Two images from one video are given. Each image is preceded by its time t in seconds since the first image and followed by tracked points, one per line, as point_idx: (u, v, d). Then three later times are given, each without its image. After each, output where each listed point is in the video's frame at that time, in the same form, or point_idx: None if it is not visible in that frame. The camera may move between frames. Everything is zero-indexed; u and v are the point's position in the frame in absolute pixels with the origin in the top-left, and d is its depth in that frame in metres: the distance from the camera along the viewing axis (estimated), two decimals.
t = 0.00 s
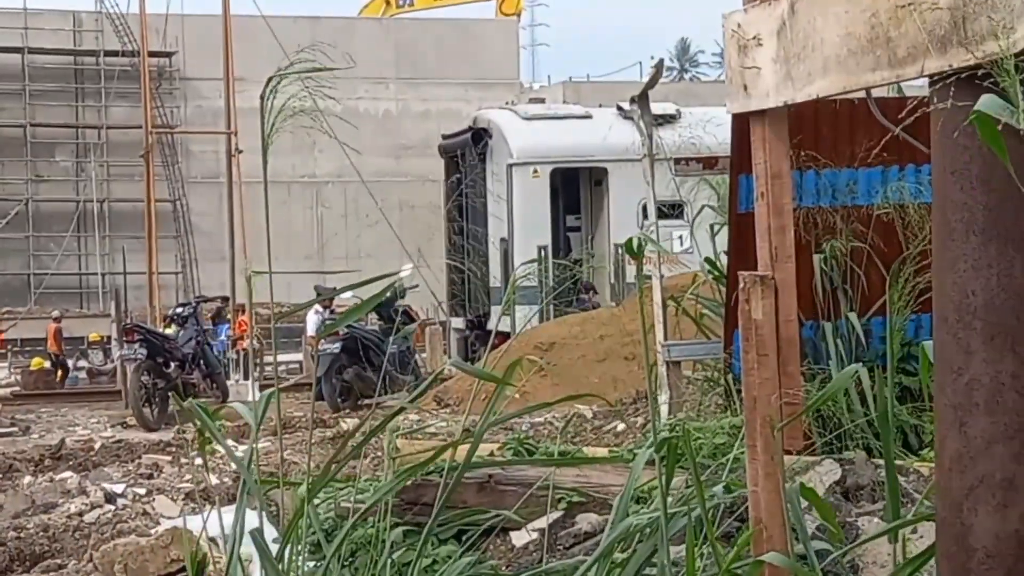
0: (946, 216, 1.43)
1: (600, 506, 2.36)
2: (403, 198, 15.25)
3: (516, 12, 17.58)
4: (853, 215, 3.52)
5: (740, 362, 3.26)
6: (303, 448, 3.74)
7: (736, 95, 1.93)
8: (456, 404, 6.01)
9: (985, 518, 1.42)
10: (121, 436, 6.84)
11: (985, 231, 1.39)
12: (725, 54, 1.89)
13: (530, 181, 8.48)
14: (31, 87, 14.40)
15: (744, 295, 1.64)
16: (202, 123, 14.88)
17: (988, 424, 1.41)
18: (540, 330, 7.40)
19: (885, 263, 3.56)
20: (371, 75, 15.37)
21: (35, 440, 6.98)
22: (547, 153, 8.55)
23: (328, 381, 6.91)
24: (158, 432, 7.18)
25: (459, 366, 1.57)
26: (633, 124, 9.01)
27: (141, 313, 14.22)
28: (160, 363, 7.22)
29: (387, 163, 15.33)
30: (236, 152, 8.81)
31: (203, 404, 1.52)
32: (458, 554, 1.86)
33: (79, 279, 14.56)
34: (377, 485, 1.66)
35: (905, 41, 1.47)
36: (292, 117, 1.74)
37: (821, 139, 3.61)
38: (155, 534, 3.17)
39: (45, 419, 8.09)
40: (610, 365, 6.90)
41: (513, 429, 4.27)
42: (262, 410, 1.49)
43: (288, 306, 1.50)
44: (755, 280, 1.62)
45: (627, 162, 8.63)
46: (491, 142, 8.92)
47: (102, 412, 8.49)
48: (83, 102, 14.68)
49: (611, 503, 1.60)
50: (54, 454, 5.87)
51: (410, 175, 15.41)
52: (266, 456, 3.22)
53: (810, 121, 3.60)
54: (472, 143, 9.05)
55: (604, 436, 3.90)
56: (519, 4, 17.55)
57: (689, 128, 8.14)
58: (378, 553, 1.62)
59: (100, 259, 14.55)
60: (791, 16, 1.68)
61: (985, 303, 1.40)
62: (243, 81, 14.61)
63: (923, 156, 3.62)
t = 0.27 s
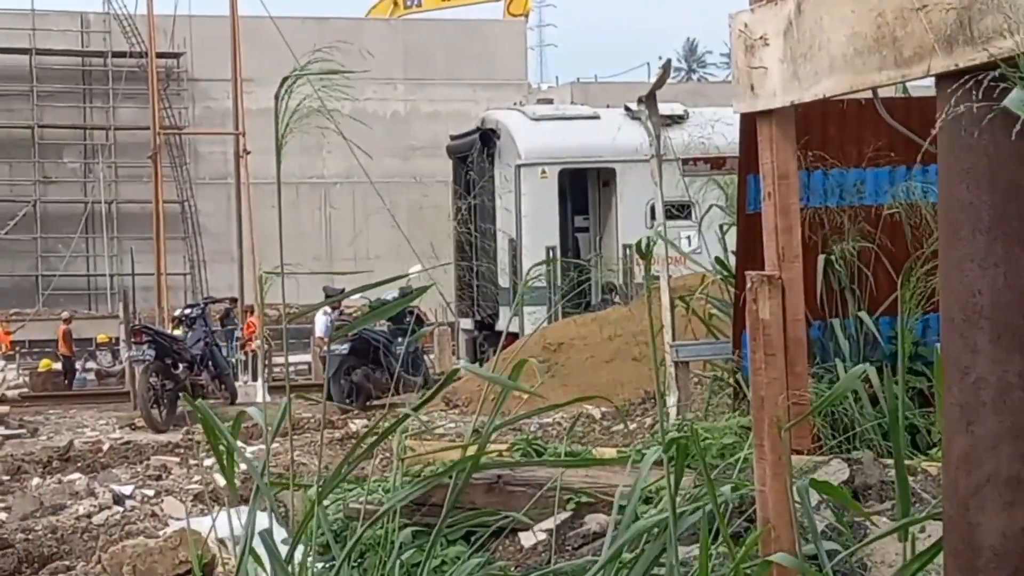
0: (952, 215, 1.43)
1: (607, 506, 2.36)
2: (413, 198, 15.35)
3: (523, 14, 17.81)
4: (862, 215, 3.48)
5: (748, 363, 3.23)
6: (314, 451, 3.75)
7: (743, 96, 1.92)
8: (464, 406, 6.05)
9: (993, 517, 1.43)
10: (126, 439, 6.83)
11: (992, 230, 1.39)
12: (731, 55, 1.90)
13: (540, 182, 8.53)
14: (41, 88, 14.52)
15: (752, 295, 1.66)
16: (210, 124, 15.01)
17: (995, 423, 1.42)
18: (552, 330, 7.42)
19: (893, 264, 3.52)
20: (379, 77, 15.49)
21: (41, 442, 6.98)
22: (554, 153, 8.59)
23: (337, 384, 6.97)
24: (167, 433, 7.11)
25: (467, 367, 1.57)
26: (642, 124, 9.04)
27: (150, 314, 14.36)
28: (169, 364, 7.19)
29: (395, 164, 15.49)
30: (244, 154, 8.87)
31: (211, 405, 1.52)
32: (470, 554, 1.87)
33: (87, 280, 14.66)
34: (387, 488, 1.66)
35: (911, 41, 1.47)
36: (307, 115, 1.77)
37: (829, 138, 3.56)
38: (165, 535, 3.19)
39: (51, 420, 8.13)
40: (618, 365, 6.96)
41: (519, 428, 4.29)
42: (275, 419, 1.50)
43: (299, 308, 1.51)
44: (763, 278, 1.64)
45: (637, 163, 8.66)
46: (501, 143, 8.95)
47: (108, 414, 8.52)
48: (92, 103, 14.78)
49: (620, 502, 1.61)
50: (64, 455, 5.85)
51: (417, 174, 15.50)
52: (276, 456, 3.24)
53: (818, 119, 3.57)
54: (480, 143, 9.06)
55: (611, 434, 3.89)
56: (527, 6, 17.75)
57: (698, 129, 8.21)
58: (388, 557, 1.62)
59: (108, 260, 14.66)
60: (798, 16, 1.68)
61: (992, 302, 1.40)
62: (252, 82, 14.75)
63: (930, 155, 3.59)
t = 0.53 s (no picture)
0: (958, 219, 1.45)
1: (617, 507, 2.38)
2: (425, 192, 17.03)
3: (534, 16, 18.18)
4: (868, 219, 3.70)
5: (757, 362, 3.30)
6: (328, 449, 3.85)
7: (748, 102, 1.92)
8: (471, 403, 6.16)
9: (998, 518, 1.45)
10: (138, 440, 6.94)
11: (994, 234, 1.42)
12: (739, 59, 1.86)
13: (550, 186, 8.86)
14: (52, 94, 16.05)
15: (759, 298, 1.63)
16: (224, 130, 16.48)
17: (1000, 424, 1.43)
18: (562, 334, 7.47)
19: (899, 266, 3.74)
20: (392, 83, 17.08)
21: (55, 445, 7.13)
22: (564, 158, 8.92)
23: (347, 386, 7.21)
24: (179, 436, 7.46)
25: (479, 369, 1.59)
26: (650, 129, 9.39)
27: (162, 316, 15.62)
28: (182, 368, 7.60)
29: (408, 169, 17.05)
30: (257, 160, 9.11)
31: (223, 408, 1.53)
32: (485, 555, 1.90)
33: (101, 285, 16.06)
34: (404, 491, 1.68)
35: (916, 46, 1.48)
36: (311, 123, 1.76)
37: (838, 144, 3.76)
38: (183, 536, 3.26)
39: (64, 425, 8.35)
40: (627, 367, 7.00)
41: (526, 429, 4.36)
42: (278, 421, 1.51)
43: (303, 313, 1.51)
44: (770, 282, 1.61)
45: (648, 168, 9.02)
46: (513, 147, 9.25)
47: (118, 418, 8.69)
48: (105, 109, 16.31)
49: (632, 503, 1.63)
50: (76, 461, 5.91)
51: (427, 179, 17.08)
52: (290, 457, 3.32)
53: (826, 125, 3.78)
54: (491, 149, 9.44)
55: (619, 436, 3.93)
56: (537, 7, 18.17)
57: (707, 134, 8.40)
58: (402, 558, 1.65)
59: (123, 264, 16.14)
60: (803, 21, 1.67)
61: (996, 304, 1.42)
62: (264, 88, 15.83)
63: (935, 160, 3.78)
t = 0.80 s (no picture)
0: (951, 222, 1.50)
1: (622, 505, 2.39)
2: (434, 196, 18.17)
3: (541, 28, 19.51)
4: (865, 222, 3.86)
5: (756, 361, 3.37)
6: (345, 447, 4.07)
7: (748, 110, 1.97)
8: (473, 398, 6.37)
9: (989, 511, 1.51)
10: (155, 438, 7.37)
11: (986, 237, 1.47)
12: (738, 67, 1.92)
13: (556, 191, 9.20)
14: (79, 104, 17.53)
15: (757, 300, 1.67)
16: (241, 139, 17.89)
17: (991, 421, 1.49)
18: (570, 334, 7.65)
19: (895, 269, 3.87)
20: (404, 92, 18.24)
21: (81, 442, 7.67)
22: (569, 165, 9.27)
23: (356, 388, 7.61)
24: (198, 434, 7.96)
25: (486, 368, 1.66)
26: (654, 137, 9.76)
27: (183, 317, 17.00)
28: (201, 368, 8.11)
29: (421, 175, 18.19)
30: (272, 166, 9.52)
31: (241, 406, 1.59)
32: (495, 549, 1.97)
33: (123, 289, 17.54)
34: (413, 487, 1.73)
35: (910, 55, 1.54)
36: (324, 133, 1.82)
37: (835, 151, 3.92)
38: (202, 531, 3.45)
39: (85, 425, 8.78)
40: (632, 367, 7.29)
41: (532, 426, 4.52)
42: (307, 416, 1.61)
43: (312, 318, 1.59)
44: (768, 284, 1.66)
45: (650, 174, 9.37)
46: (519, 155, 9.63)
47: (139, 419, 9.13)
48: (127, 117, 17.85)
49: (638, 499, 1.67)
50: (98, 456, 6.42)
51: (438, 184, 18.26)
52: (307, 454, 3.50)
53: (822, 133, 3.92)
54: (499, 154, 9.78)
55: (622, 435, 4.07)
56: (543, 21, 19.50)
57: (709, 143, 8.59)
58: (415, 554, 1.69)
59: (144, 268, 17.64)
60: (801, 32, 1.73)
61: (987, 306, 1.47)
62: (280, 98, 16.94)
63: (926, 167, 3.96)
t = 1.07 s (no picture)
0: (931, 229, 1.60)
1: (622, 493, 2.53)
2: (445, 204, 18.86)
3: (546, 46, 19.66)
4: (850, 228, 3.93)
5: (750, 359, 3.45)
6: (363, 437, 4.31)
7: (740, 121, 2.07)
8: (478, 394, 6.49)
9: (968, 501, 1.59)
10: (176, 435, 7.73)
11: (964, 241, 1.56)
12: (730, 83, 2.05)
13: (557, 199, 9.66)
14: (107, 119, 18.04)
15: (749, 301, 1.76)
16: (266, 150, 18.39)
17: (969, 416, 1.57)
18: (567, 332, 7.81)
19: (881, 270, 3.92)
20: (415, 105, 18.90)
21: (109, 437, 8.17)
22: (571, 173, 9.82)
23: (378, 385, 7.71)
24: (222, 427, 8.47)
25: (493, 365, 1.75)
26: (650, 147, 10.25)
27: (207, 319, 17.59)
28: (224, 365, 8.54)
29: (430, 185, 18.90)
30: (290, 174, 9.98)
31: (260, 401, 1.67)
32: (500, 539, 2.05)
33: (151, 291, 18.08)
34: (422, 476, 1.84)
35: (891, 70, 1.64)
36: (331, 144, 1.83)
37: (821, 160, 4.04)
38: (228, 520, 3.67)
39: (108, 422, 9.07)
40: (633, 366, 7.52)
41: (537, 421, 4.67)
42: (315, 404, 1.67)
43: (338, 314, 1.69)
44: (759, 287, 1.75)
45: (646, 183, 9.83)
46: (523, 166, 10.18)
47: (159, 416, 9.49)
48: (153, 130, 18.37)
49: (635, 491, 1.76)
50: (127, 451, 6.76)
51: (446, 194, 18.97)
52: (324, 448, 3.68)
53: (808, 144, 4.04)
54: (505, 164, 10.38)
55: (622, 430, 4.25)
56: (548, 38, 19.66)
57: (704, 151, 8.95)
58: (424, 542, 1.79)
59: (170, 272, 18.07)
60: (788, 49, 1.84)
61: (966, 307, 1.56)
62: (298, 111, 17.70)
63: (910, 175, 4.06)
